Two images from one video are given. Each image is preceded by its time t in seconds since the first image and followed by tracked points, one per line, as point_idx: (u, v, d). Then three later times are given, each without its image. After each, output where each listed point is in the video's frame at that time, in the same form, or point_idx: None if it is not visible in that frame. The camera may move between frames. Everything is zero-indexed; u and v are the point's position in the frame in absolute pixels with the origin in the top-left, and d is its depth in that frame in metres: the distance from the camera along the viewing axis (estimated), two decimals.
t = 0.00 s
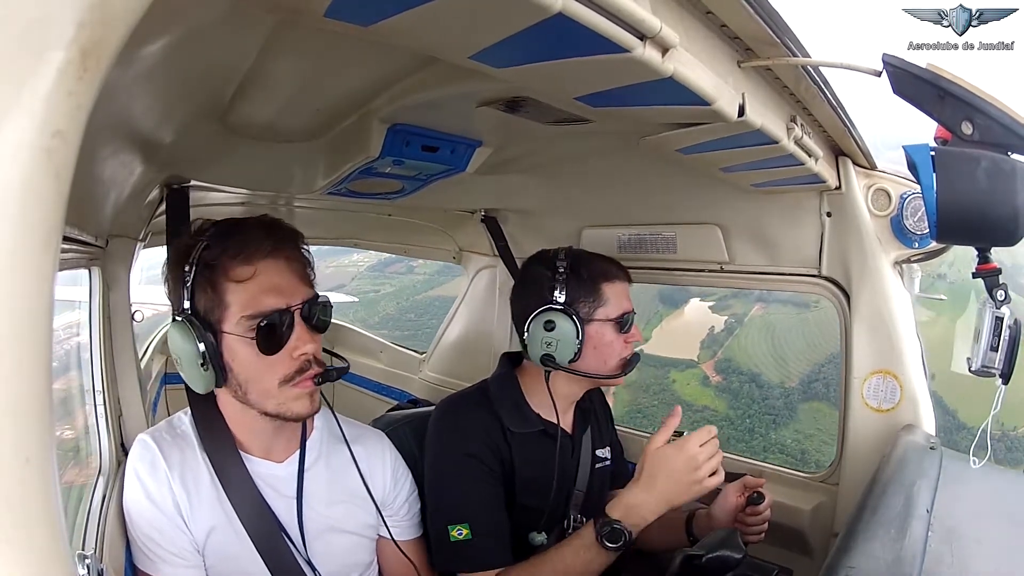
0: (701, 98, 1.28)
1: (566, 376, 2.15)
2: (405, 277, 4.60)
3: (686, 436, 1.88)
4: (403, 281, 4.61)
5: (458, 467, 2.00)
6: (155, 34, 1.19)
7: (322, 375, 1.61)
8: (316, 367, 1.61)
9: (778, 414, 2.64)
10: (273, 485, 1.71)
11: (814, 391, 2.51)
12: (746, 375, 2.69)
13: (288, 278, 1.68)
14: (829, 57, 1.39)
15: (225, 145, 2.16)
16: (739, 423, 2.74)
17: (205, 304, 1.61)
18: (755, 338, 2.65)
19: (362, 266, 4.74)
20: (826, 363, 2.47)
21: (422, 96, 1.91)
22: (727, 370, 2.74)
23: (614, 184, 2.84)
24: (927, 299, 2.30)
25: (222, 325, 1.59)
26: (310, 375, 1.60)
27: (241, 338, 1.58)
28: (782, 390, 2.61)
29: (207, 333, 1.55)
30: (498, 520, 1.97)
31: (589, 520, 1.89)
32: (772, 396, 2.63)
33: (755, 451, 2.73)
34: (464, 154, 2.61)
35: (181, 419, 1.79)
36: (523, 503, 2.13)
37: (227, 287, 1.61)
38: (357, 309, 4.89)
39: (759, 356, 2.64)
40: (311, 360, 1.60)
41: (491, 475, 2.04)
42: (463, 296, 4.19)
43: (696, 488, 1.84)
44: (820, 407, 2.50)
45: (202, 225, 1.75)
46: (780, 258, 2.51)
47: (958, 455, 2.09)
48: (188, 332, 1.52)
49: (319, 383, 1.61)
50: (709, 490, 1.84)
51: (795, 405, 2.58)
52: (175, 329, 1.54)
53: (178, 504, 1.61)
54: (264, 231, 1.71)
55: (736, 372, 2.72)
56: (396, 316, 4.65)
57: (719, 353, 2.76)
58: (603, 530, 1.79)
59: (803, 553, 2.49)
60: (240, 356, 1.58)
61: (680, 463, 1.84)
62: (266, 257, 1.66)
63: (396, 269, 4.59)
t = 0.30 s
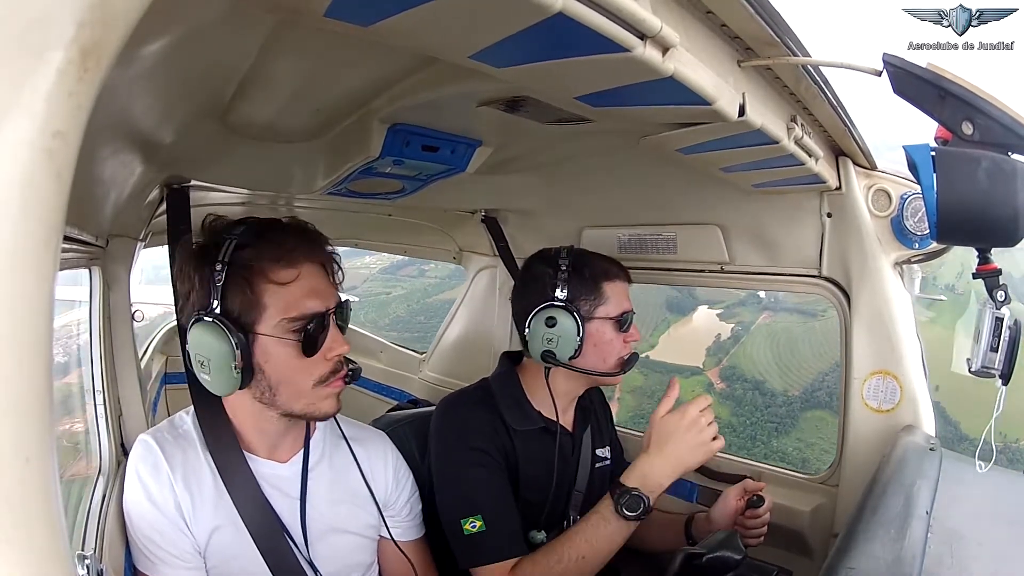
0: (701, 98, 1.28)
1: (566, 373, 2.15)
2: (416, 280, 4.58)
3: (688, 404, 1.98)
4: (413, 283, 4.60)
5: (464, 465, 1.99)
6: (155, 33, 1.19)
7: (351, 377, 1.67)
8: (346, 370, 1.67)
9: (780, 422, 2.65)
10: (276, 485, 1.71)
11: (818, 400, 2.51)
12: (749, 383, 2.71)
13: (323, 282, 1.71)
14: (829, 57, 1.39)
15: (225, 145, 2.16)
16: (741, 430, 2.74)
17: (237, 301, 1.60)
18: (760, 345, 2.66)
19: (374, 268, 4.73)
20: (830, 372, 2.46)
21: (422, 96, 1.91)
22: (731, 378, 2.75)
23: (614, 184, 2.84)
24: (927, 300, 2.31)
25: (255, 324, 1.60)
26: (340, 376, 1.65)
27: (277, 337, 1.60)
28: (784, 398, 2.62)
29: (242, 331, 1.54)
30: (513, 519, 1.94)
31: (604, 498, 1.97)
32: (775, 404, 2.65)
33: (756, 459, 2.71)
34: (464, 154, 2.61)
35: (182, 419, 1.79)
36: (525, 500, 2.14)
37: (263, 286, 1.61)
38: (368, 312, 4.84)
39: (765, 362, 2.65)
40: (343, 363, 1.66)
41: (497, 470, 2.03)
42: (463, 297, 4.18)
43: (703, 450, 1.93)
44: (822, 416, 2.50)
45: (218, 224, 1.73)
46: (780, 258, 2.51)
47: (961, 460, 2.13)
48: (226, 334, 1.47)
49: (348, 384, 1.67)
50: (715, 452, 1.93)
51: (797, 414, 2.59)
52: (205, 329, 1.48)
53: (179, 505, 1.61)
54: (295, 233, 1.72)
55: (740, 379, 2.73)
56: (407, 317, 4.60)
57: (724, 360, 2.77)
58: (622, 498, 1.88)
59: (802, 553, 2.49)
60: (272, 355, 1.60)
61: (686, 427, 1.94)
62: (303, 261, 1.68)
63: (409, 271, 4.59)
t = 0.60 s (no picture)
0: (701, 98, 1.28)
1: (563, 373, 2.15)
2: (425, 281, 4.51)
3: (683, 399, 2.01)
4: (421, 284, 4.53)
5: (466, 466, 1.99)
6: (155, 33, 1.19)
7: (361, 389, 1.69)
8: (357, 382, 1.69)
9: (781, 427, 2.65)
10: (277, 487, 1.71)
11: (819, 405, 2.51)
12: (751, 388, 2.72)
13: (336, 291, 1.71)
14: (829, 57, 1.39)
15: (226, 145, 2.16)
16: (741, 436, 2.75)
17: (249, 310, 1.59)
18: (764, 351, 2.66)
19: (384, 270, 4.72)
20: (831, 378, 2.47)
21: (423, 97, 1.91)
22: (734, 382, 2.75)
23: (614, 185, 2.84)
24: (927, 300, 2.31)
25: (267, 333, 1.60)
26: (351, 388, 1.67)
27: (289, 347, 1.60)
28: (786, 404, 2.63)
29: (254, 342, 1.54)
30: (515, 519, 1.95)
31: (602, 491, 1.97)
32: (778, 409, 2.66)
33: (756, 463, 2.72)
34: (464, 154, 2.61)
35: (184, 419, 1.80)
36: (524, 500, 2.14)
37: (276, 296, 1.61)
38: (376, 312, 4.80)
39: (768, 367, 2.65)
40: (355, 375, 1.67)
41: (497, 469, 2.03)
42: (463, 297, 4.19)
43: (697, 444, 1.95)
44: (823, 421, 2.50)
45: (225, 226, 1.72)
46: (780, 258, 2.51)
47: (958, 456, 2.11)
48: (237, 344, 1.46)
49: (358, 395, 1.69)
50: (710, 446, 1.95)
51: (798, 419, 2.59)
52: (215, 339, 1.47)
53: (180, 505, 1.61)
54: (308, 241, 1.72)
55: (742, 384, 2.74)
56: (415, 319, 4.55)
57: (727, 365, 2.76)
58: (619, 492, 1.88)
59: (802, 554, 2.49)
60: (284, 365, 1.60)
61: (680, 421, 1.96)
62: (316, 272, 1.68)
63: (417, 273, 4.55)
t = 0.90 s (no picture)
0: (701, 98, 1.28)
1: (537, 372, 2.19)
2: (432, 285, 4.47)
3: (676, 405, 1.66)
4: (429, 287, 4.49)
5: (468, 464, 1.99)
6: (155, 33, 1.19)
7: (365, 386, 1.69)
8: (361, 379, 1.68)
9: (778, 435, 2.66)
10: (279, 487, 1.71)
11: (818, 413, 2.51)
12: (751, 396, 2.71)
13: (342, 289, 1.71)
14: (829, 57, 1.39)
15: (226, 145, 2.16)
16: (739, 442, 2.76)
17: (257, 305, 1.59)
18: (766, 360, 2.64)
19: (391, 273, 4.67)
20: (828, 389, 2.47)
21: (423, 97, 1.91)
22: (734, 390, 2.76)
23: (614, 184, 2.84)
24: (927, 299, 2.31)
25: (274, 328, 1.59)
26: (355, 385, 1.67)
27: (295, 343, 1.60)
28: (785, 411, 2.62)
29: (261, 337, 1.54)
30: (511, 517, 1.95)
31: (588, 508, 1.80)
32: (778, 416, 2.65)
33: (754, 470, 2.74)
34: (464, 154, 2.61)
35: (186, 419, 1.80)
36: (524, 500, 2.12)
37: (283, 292, 1.61)
38: (382, 315, 4.74)
39: (768, 379, 2.64)
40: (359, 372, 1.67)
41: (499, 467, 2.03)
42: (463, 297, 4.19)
43: (696, 458, 1.65)
44: (821, 429, 2.51)
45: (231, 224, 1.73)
46: (780, 259, 2.51)
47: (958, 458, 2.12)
48: (245, 340, 1.47)
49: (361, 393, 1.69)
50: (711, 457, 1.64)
51: (796, 427, 2.59)
52: (222, 333, 1.47)
53: (182, 505, 1.61)
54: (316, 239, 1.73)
55: (742, 392, 2.74)
56: (421, 323, 4.50)
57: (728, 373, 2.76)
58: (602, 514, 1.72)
59: (802, 554, 2.49)
60: (290, 361, 1.59)
61: (673, 434, 1.66)
62: (324, 268, 1.69)
63: (423, 277, 4.52)
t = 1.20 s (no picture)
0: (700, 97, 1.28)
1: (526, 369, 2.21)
2: (436, 289, 4.43)
3: (671, 448, 1.59)
4: (433, 292, 4.44)
5: (468, 463, 2.00)
6: (155, 33, 1.19)
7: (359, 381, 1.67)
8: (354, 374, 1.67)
9: (773, 443, 2.67)
10: (280, 486, 1.71)
11: (813, 422, 2.53)
12: (749, 405, 2.70)
13: (335, 284, 1.71)
14: (829, 57, 1.39)
15: (225, 144, 2.16)
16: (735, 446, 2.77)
17: (248, 301, 1.59)
18: (766, 371, 2.63)
19: (395, 276, 4.60)
20: (827, 399, 2.48)
21: (423, 97, 1.91)
22: (731, 399, 2.75)
23: (614, 184, 2.84)
24: (927, 299, 2.31)
25: (265, 323, 1.59)
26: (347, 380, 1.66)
27: (286, 337, 1.59)
28: (784, 420, 2.62)
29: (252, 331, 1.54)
30: (499, 523, 1.96)
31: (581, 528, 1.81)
32: (774, 425, 2.65)
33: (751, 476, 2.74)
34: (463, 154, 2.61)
35: (187, 419, 1.80)
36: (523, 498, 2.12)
37: (274, 287, 1.61)
38: (384, 317, 4.69)
39: (767, 387, 2.63)
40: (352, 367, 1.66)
41: (493, 468, 2.04)
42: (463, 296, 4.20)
43: (681, 500, 1.59)
44: (817, 438, 2.53)
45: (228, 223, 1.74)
46: (780, 258, 2.51)
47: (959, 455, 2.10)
48: (235, 334, 1.47)
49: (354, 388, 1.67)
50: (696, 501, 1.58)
51: (792, 436, 2.60)
52: (214, 327, 1.48)
53: (183, 505, 1.61)
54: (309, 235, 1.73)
55: (739, 401, 2.73)
56: (424, 326, 4.47)
57: (727, 381, 2.76)
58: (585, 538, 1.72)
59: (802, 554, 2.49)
60: (282, 356, 1.59)
61: (660, 475, 1.60)
62: (316, 263, 1.68)
63: (428, 281, 4.48)
